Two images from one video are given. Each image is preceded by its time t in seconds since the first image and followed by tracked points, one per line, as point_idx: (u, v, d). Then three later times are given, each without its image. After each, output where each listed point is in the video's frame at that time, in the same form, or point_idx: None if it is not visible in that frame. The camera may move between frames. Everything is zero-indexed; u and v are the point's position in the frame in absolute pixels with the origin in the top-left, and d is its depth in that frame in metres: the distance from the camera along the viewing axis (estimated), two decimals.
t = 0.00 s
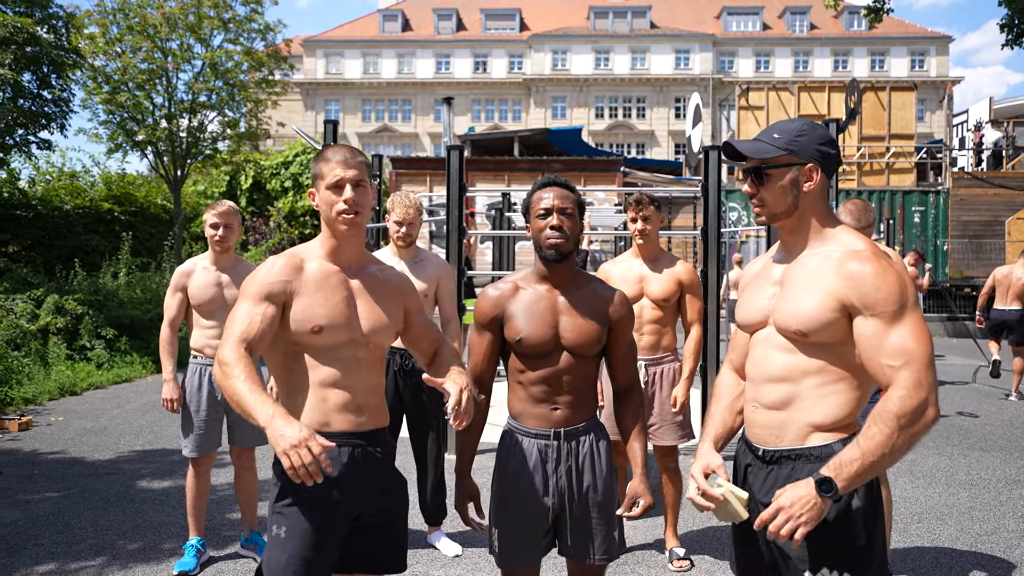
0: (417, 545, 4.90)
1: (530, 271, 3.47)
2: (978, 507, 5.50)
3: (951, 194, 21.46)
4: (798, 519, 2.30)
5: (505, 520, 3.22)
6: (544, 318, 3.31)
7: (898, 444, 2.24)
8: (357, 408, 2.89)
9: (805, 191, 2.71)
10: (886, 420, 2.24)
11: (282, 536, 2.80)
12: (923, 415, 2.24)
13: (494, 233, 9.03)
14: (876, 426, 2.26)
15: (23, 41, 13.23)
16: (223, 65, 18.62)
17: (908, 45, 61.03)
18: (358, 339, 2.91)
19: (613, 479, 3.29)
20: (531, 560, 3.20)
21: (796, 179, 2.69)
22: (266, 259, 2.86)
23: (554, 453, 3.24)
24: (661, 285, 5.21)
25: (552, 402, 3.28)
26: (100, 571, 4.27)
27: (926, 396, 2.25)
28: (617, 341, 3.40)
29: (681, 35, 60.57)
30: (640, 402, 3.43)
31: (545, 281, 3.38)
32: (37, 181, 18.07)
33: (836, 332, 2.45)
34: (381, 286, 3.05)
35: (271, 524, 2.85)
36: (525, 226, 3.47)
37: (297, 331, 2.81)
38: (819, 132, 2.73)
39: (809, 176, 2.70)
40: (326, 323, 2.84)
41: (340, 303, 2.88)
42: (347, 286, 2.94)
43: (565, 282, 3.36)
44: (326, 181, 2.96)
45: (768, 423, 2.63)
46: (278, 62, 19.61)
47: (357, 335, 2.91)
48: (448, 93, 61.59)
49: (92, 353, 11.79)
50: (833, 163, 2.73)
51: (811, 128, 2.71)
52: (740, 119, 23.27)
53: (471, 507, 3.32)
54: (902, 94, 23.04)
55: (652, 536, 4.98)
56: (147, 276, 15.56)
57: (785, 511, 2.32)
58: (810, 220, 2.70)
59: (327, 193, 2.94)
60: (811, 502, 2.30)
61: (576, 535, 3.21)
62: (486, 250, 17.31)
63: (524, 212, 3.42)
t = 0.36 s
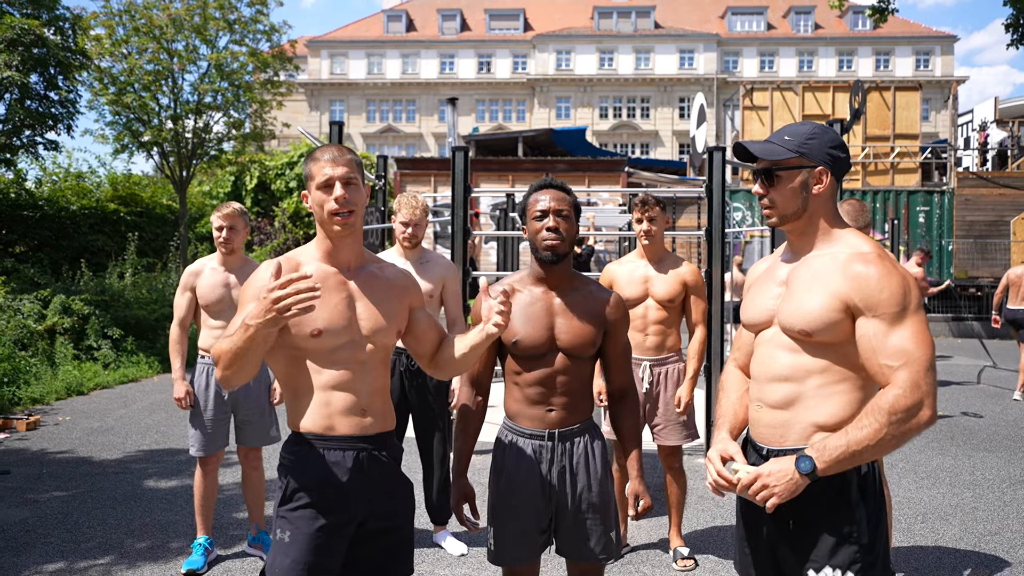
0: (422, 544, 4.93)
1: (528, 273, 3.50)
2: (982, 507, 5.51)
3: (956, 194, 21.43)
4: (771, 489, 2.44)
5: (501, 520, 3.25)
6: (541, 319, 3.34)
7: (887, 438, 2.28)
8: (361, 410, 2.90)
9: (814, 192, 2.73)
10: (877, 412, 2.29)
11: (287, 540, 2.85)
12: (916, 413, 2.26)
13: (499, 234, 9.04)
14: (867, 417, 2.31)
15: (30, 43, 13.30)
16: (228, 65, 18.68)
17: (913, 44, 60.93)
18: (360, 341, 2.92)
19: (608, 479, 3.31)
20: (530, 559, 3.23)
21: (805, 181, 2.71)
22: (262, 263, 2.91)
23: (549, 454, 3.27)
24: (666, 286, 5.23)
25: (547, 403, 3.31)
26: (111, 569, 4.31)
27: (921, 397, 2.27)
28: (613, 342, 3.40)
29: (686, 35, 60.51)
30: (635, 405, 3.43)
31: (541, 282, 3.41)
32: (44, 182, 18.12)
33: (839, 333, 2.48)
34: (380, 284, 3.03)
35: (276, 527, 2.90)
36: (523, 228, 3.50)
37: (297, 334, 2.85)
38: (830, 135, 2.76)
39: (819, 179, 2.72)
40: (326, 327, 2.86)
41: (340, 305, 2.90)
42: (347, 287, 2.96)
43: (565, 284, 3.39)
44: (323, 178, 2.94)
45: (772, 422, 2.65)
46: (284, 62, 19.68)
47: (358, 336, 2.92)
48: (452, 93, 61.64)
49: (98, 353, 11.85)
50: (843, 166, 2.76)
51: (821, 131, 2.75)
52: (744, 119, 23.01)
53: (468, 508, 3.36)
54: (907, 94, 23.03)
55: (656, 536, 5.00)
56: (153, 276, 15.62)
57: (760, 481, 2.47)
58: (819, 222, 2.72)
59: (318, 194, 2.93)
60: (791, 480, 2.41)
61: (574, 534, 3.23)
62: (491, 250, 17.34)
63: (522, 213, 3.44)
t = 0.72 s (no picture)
0: (429, 544, 4.93)
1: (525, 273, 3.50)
2: (990, 507, 5.49)
3: (961, 194, 21.38)
4: (871, 557, 2.24)
5: (500, 519, 3.27)
6: (540, 318, 3.34)
7: (932, 449, 2.24)
8: (364, 412, 2.89)
9: (829, 190, 2.72)
10: (917, 426, 2.24)
11: (291, 547, 2.85)
12: (947, 413, 2.25)
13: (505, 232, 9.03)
14: (911, 435, 2.26)
15: (36, 43, 13.34)
16: (234, 65, 18.71)
17: (918, 44, 60.84)
18: (364, 341, 2.90)
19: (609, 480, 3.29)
20: (530, 558, 3.25)
21: (820, 178, 2.71)
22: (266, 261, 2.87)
23: (547, 454, 3.27)
24: (674, 285, 5.22)
25: (546, 402, 3.31)
26: (120, 567, 4.31)
27: (947, 395, 2.26)
28: (611, 342, 3.41)
29: (690, 35, 60.43)
30: (633, 404, 3.40)
31: (540, 282, 3.41)
32: (50, 182, 18.16)
33: (853, 331, 2.47)
34: (386, 283, 3.03)
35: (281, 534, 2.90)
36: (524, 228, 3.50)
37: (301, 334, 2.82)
38: (848, 135, 2.76)
39: (835, 177, 2.71)
40: (331, 328, 2.84)
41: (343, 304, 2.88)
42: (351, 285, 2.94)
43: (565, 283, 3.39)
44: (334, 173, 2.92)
45: (785, 421, 2.65)
46: (289, 62, 19.71)
47: (364, 337, 2.90)
48: (456, 93, 61.67)
49: (104, 352, 11.88)
50: (858, 165, 2.76)
51: (838, 129, 2.75)
52: (748, 118, 23.43)
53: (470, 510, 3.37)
54: (913, 93, 22.98)
55: (664, 536, 4.99)
56: (159, 276, 15.67)
57: (855, 555, 2.24)
58: (833, 219, 2.71)
59: (322, 189, 2.91)
60: (880, 536, 2.24)
61: (575, 535, 3.22)
62: (496, 250, 17.34)
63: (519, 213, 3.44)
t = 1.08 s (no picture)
0: (435, 544, 4.91)
1: (525, 271, 3.46)
2: (998, 507, 5.46)
3: (965, 193, 21.33)
4: (923, 571, 2.22)
5: (503, 520, 3.27)
6: (540, 317, 3.31)
7: (962, 450, 2.23)
8: (372, 415, 2.87)
9: (839, 186, 2.69)
10: (946, 429, 2.23)
11: (304, 558, 2.76)
12: (971, 412, 2.24)
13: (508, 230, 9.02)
14: (941, 438, 2.24)
15: (40, 42, 13.35)
16: (237, 65, 18.71)
17: (922, 43, 60.74)
18: (371, 342, 2.87)
19: (610, 478, 3.27)
20: (533, 557, 3.25)
21: (830, 174, 2.68)
22: (267, 257, 2.78)
23: (548, 452, 3.25)
24: (680, 283, 5.20)
25: (548, 401, 3.29)
26: (125, 567, 4.29)
27: (969, 393, 2.26)
28: (612, 339, 3.38)
29: (693, 34, 60.34)
30: (636, 401, 3.40)
31: (540, 281, 3.37)
32: (54, 182, 18.16)
33: (867, 330, 2.45)
34: (388, 285, 3.03)
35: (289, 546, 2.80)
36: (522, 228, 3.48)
37: (304, 336, 2.76)
38: (855, 131, 2.73)
39: (843, 173, 2.69)
40: (339, 329, 2.78)
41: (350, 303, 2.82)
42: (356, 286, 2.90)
43: (567, 282, 3.36)
44: (343, 173, 2.89)
45: (797, 421, 2.63)
46: (292, 62, 19.71)
47: (368, 338, 2.87)
48: (459, 93, 61.67)
49: (109, 352, 11.89)
50: (866, 160, 2.73)
51: (844, 125, 2.72)
52: (752, 118, 22.98)
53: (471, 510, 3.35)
54: (917, 92, 22.94)
55: (670, 536, 4.96)
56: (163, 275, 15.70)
57: (908, 569, 2.22)
58: (842, 216, 2.69)
59: (351, 180, 2.87)
60: (927, 547, 2.22)
61: (574, 533, 3.21)
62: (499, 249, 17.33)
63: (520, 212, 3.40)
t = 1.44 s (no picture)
0: (432, 543, 4.89)
1: (527, 268, 3.45)
2: (996, 506, 5.46)
3: (962, 193, 21.35)
4: (897, 559, 2.21)
5: (506, 520, 3.24)
6: (542, 315, 3.30)
7: (954, 445, 2.22)
8: (371, 412, 2.90)
9: (844, 182, 2.68)
10: (940, 423, 2.22)
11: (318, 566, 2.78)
12: (968, 409, 2.23)
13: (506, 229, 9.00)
14: (932, 432, 2.23)
15: (36, 41, 13.30)
16: (233, 64, 18.67)
17: (917, 43, 60.88)
18: (368, 340, 2.88)
19: (613, 476, 3.29)
20: (537, 557, 3.24)
21: (834, 170, 2.67)
22: (266, 253, 2.65)
23: (553, 451, 3.24)
24: (678, 282, 5.19)
25: (551, 399, 3.27)
26: (122, 568, 4.27)
27: (967, 390, 2.24)
28: (615, 335, 3.38)
29: (690, 34, 60.38)
30: (640, 397, 3.41)
31: (542, 278, 3.36)
32: (50, 181, 18.10)
33: (870, 326, 2.44)
34: (372, 283, 3.03)
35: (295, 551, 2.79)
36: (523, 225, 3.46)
37: (313, 334, 2.71)
38: (861, 127, 2.72)
39: (847, 169, 2.67)
40: (344, 328, 2.78)
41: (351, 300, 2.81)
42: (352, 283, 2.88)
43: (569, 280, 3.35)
44: (350, 168, 2.88)
45: (799, 419, 2.61)
46: (289, 61, 19.67)
47: (367, 336, 2.88)
48: (456, 92, 61.65)
49: (104, 351, 11.85)
50: (870, 156, 2.72)
51: (848, 121, 2.71)
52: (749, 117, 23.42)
53: (471, 509, 3.31)
54: (913, 92, 22.98)
55: (669, 535, 4.95)
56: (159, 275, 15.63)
57: (881, 556, 2.22)
58: (846, 212, 2.67)
59: (357, 177, 2.88)
60: (903, 536, 2.21)
61: (578, 532, 3.21)
62: (496, 249, 17.31)
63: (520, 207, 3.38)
